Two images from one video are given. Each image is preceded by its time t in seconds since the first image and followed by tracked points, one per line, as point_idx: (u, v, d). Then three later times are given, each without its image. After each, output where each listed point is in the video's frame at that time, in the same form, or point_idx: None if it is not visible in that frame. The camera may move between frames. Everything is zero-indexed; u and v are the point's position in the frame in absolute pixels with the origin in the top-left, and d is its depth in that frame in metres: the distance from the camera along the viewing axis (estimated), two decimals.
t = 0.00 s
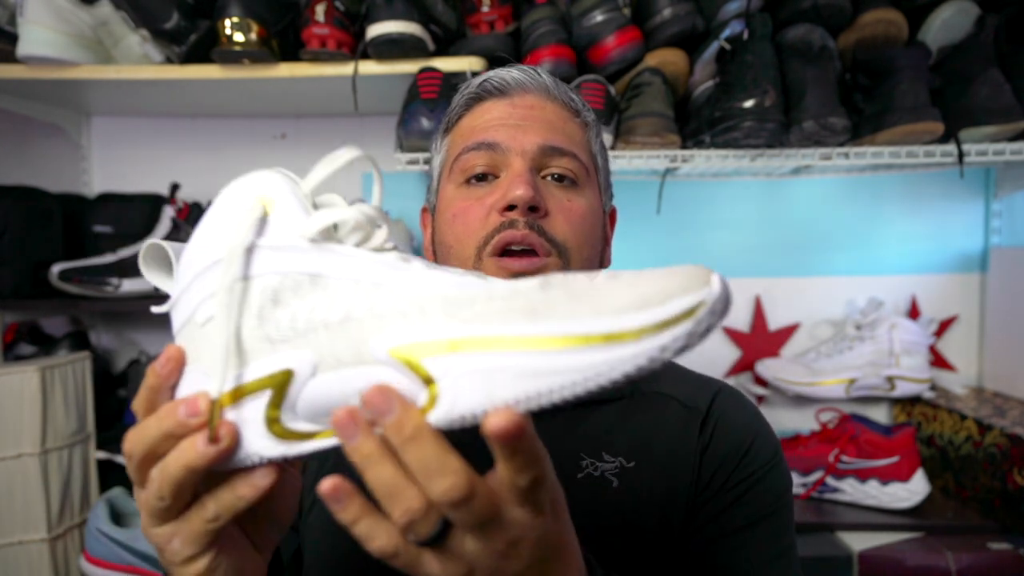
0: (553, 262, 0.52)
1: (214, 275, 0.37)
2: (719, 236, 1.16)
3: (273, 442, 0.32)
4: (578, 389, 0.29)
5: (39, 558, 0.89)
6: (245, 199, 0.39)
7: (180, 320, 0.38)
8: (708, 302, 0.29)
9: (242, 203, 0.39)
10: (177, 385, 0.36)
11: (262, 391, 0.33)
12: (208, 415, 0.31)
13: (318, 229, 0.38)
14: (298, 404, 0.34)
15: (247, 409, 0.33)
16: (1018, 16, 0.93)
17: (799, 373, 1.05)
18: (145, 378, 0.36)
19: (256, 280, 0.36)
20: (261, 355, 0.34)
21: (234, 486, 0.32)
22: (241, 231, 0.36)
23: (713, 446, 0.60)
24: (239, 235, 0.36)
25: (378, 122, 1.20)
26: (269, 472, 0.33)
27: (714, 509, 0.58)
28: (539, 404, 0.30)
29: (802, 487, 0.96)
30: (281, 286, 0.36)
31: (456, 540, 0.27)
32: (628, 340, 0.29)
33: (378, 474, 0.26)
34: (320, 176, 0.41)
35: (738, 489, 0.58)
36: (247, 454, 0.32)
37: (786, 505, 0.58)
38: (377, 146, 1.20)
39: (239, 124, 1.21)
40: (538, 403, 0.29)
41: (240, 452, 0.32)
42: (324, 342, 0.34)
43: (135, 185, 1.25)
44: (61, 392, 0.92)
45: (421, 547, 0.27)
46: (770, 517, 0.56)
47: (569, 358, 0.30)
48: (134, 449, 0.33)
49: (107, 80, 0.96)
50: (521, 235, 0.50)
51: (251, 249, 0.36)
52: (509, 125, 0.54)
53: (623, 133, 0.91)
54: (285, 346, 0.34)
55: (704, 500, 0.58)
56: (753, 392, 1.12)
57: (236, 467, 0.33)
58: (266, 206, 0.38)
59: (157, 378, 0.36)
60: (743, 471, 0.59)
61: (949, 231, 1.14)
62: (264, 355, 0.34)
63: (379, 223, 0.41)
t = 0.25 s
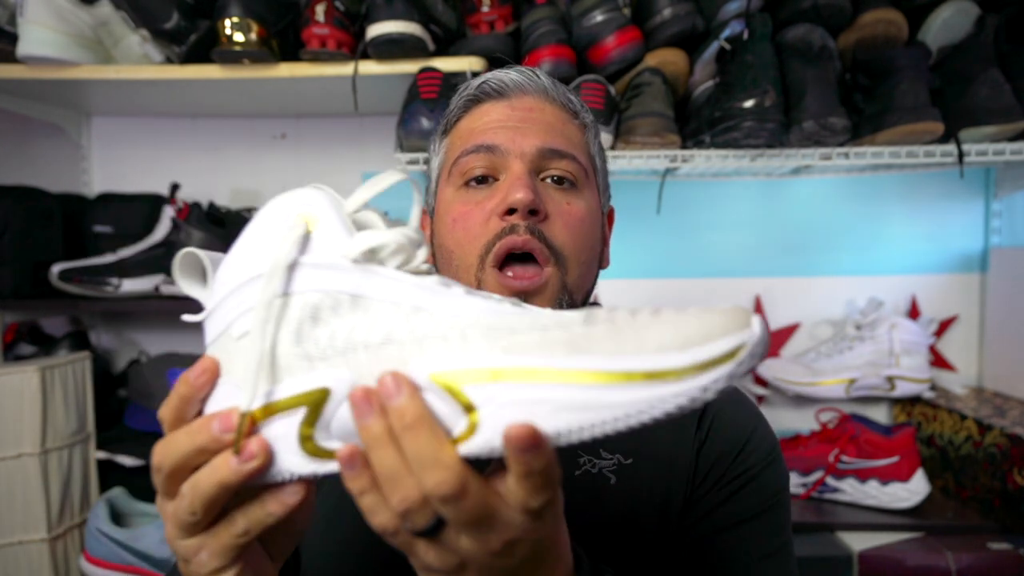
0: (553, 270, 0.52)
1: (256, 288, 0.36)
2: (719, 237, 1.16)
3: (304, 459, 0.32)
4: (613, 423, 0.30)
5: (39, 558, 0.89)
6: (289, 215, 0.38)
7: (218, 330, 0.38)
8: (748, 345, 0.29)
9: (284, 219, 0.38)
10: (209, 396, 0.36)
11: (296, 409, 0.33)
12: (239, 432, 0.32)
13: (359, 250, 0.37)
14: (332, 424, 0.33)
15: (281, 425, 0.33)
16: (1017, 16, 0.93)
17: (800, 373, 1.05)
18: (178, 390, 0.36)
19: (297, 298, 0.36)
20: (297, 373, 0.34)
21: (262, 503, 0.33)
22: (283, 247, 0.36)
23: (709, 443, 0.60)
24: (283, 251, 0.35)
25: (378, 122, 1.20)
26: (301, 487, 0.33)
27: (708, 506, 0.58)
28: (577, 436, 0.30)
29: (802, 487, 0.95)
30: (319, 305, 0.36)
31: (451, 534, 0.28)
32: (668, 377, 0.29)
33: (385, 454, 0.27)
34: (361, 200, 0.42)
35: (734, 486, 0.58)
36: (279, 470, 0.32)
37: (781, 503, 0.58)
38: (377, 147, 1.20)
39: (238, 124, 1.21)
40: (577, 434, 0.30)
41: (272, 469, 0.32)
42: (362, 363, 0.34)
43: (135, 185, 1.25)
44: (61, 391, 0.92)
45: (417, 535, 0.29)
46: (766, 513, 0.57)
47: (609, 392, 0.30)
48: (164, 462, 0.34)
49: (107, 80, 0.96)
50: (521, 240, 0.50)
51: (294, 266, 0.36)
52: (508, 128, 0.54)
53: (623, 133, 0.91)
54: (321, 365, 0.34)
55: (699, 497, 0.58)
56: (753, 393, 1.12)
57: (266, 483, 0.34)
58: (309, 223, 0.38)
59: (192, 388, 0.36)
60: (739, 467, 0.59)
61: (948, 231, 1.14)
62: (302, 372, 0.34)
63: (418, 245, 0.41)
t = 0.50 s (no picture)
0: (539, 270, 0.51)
1: (279, 290, 0.37)
2: (718, 237, 1.16)
3: (336, 449, 0.32)
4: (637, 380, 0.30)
5: (39, 558, 0.89)
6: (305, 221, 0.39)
7: (239, 336, 0.38)
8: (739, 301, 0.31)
9: (302, 225, 0.39)
10: (233, 400, 0.36)
11: (323, 401, 0.32)
12: (272, 426, 0.31)
13: (376, 249, 0.38)
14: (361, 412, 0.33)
15: (311, 417, 0.32)
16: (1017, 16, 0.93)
17: (799, 373, 1.05)
18: (202, 393, 0.36)
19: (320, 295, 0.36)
20: (321, 366, 0.33)
21: (290, 499, 0.33)
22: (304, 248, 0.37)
23: (708, 443, 0.59)
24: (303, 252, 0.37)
25: (378, 122, 1.20)
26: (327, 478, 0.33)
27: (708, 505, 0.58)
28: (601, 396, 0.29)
29: (802, 487, 0.95)
30: (342, 300, 0.36)
31: (470, 501, 0.28)
32: (674, 334, 0.30)
33: (409, 417, 0.27)
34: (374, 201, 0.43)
35: (734, 484, 0.58)
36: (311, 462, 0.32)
37: (780, 502, 0.59)
38: (377, 146, 1.20)
39: (238, 124, 1.21)
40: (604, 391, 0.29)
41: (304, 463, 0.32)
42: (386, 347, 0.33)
43: (135, 185, 1.25)
44: (61, 391, 0.92)
45: (435, 503, 0.29)
46: (765, 512, 0.58)
47: (629, 352, 0.30)
48: (192, 463, 0.34)
49: (106, 80, 0.96)
50: (508, 245, 0.50)
51: (314, 266, 0.37)
52: (501, 129, 0.54)
53: (623, 133, 0.91)
54: (348, 355, 0.34)
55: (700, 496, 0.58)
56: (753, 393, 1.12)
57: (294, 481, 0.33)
58: (325, 226, 0.39)
59: (217, 391, 0.35)
60: (739, 465, 0.59)
61: (948, 231, 1.14)
62: (326, 364, 0.33)
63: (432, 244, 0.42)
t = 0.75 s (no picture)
0: (537, 296, 0.52)
1: (263, 315, 0.37)
2: (718, 237, 1.16)
3: (329, 477, 0.32)
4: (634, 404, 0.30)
5: (39, 558, 0.89)
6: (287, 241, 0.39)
7: (225, 363, 0.38)
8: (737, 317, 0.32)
9: (286, 245, 0.39)
10: (221, 427, 0.37)
11: (314, 430, 0.33)
12: (261, 459, 0.31)
13: (363, 269, 0.37)
14: (353, 438, 0.33)
15: (301, 445, 0.32)
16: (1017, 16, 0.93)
17: (800, 373, 1.05)
18: (188, 420, 0.36)
19: (304, 320, 0.36)
20: (317, 393, 0.33)
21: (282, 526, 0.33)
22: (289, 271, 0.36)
23: (707, 445, 0.60)
24: (288, 276, 0.36)
25: (378, 122, 1.20)
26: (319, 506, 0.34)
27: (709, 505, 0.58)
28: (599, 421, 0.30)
29: (802, 487, 0.95)
30: (329, 324, 0.36)
31: (473, 526, 0.28)
32: (672, 357, 0.31)
33: (403, 446, 0.27)
34: (357, 219, 0.43)
35: (735, 486, 0.58)
36: (304, 491, 0.32)
37: (780, 503, 0.59)
38: (377, 146, 1.20)
39: (238, 124, 1.21)
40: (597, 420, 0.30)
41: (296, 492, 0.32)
42: (379, 374, 0.34)
43: (135, 185, 1.25)
44: (61, 391, 0.92)
45: (438, 529, 0.29)
46: (766, 513, 0.57)
47: (621, 376, 0.31)
48: (180, 491, 0.34)
49: (107, 80, 0.96)
50: (501, 272, 0.51)
51: (301, 289, 0.36)
52: (498, 148, 0.53)
53: (623, 133, 0.91)
54: (340, 383, 0.34)
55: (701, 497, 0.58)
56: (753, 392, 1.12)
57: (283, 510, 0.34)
58: (309, 246, 0.38)
59: (202, 418, 0.36)
60: (739, 466, 0.59)
61: (948, 231, 1.14)
62: (319, 393, 0.34)
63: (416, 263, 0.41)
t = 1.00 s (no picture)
0: (539, 296, 0.51)
1: (245, 316, 0.37)
2: (718, 237, 1.16)
3: (311, 477, 0.32)
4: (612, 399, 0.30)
5: (39, 558, 0.89)
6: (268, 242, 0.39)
7: (208, 364, 0.38)
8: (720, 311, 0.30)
9: (266, 245, 0.39)
10: (206, 430, 0.37)
11: (295, 430, 0.33)
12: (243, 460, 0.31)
13: (342, 268, 0.37)
14: (333, 438, 0.33)
15: (282, 447, 0.32)
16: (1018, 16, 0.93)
17: (800, 373, 1.05)
18: (174, 424, 0.36)
19: (283, 321, 0.36)
20: (293, 395, 0.34)
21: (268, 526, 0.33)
22: (268, 272, 0.36)
23: (708, 447, 0.60)
24: (266, 276, 0.36)
25: (378, 122, 1.20)
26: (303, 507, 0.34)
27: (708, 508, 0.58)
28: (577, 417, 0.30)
29: (802, 487, 0.95)
30: (308, 324, 0.36)
31: (466, 534, 0.28)
32: (650, 351, 0.30)
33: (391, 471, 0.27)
34: (339, 222, 0.42)
35: (735, 488, 0.58)
36: (286, 492, 0.32)
37: (781, 506, 0.59)
38: (377, 146, 1.20)
39: (239, 124, 1.21)
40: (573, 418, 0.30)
41: (277, 492, 0.32)
42: (359, 375, 0.34)
43: (135, 185, 1.25)
44: (61, 392, 0.92)
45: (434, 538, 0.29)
46: (767, 517, 0.57)
47: (600, 373, 0.30)
48: (167, 495, 0.34)
49: (107, 80, 0.96)
50: (503, 272, 0.50)
51: (279, 289, 0.37)
52: (500, 149, 0.53)
53: (623, 133, 0.91)
54: (320, 383, 0.34)
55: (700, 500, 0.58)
56: (753, 392, 1.12)
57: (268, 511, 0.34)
58: (289, 248, 0.39)
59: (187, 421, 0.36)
60: (741, 469, 0.59)
61: (948, 231, 1.14)
62: (298, 394, 0.34)
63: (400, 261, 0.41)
